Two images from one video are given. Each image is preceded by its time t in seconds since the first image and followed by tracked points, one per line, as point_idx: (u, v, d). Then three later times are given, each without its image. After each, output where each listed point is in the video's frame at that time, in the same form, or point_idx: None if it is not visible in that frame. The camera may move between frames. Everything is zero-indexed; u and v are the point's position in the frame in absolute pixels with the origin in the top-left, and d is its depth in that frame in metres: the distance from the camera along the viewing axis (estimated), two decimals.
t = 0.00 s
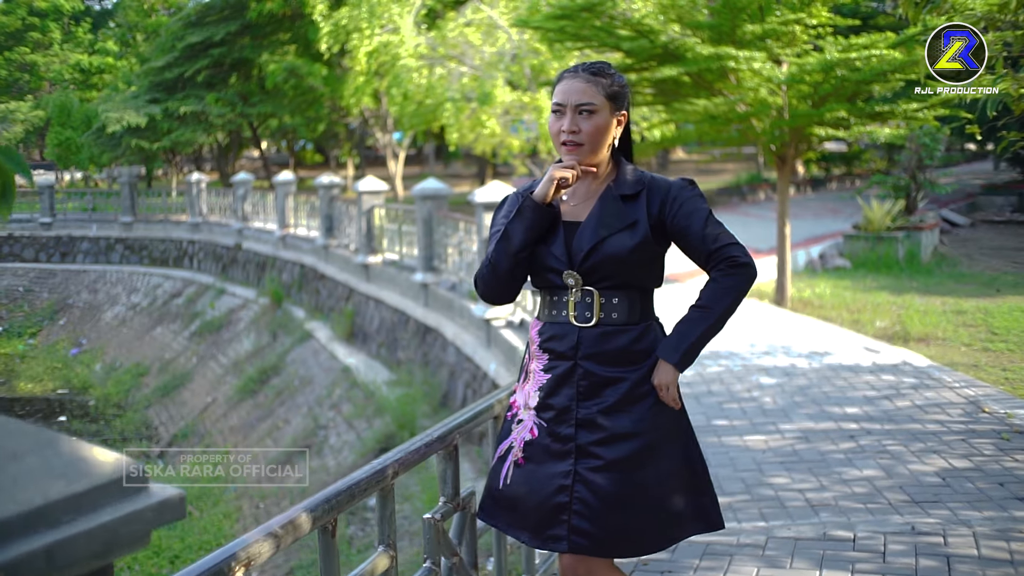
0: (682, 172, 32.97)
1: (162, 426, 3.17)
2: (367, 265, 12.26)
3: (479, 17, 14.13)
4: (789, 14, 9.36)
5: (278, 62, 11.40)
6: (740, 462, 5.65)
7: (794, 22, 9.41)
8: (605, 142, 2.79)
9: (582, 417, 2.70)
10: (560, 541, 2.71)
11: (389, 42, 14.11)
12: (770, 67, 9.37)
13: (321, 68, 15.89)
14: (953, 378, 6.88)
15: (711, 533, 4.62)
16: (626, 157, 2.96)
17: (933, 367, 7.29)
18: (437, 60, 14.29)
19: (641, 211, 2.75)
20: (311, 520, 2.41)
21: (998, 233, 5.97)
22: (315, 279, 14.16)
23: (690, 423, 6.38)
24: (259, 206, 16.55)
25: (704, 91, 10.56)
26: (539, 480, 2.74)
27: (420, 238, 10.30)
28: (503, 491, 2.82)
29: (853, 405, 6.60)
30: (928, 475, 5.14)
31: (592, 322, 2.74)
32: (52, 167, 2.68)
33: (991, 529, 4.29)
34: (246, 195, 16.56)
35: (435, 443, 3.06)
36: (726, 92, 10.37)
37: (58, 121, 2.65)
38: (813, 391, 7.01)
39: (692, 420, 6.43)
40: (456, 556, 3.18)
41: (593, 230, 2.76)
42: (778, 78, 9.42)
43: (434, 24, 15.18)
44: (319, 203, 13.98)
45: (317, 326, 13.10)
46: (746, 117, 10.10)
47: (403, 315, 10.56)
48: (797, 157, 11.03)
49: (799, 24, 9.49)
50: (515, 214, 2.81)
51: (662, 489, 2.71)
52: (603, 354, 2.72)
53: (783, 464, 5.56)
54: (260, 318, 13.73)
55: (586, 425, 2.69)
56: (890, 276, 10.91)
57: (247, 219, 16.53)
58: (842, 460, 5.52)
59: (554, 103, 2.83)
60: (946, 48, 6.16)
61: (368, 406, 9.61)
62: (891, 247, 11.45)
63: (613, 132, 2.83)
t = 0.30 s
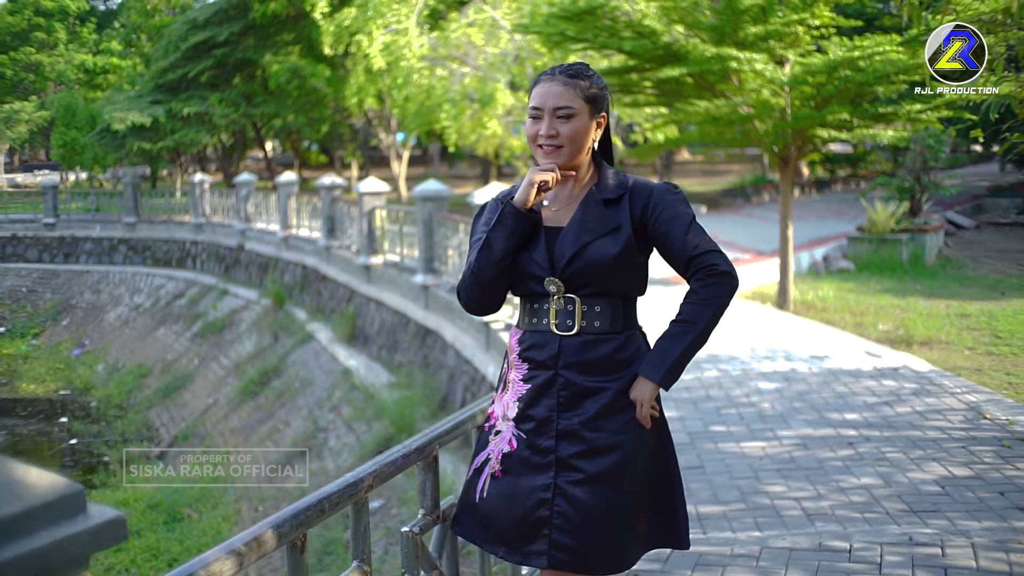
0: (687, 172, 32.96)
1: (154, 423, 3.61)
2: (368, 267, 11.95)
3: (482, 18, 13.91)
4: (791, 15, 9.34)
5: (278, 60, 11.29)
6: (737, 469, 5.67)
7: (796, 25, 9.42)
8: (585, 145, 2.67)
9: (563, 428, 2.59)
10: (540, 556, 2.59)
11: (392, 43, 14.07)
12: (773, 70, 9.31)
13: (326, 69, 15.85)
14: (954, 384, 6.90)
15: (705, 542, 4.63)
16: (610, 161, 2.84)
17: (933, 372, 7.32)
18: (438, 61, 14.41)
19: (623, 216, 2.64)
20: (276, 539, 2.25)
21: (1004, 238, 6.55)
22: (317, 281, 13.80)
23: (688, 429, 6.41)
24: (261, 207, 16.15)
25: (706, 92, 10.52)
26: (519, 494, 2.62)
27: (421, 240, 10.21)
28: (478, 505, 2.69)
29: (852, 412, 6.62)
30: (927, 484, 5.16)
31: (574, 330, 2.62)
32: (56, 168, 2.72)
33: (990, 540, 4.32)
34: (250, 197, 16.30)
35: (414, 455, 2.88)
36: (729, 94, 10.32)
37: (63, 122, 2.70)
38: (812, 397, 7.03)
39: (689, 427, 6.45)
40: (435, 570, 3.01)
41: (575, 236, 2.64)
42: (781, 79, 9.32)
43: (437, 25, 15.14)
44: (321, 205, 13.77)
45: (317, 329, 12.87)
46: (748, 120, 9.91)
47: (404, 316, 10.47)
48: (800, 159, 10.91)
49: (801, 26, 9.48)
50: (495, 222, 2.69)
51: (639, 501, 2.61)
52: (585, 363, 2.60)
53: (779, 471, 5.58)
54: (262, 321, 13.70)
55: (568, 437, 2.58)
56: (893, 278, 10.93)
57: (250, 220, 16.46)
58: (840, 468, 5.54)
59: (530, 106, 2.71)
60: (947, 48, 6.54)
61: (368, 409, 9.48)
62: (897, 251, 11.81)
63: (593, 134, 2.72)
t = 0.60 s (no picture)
0: (698, 169, 32.76)
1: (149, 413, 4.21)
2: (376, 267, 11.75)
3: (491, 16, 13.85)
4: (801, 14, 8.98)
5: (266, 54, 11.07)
6: (741, 474, 5.67)
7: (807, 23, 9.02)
8: (574, 150, 2.60)
9: (556, 437, 2.49)
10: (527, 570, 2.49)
11: (402, 41, 14.03)
12: (784, 67, 8.91)
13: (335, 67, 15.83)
14: (964, 388, 6.90)
15: (706, 549, 4.62)
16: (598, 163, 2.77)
17: (942, 375, 7.32)
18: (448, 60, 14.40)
19: (612, 216, 2.56)
20: (253, 552, 2.23)
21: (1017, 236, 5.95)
22: (326, 280, 13.44)
23: (693, 433, 6.42)
24: (271, 205, 16.04)
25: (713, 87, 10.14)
26: (510, 504, 2.52)
27: (427, 240, 10.04)
28: (466, 518, 2.59)
29: (860, 415, 6.62)
30: (935, 491, 5.16)
31: (567, 336, 2.54)
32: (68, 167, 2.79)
33: (998, 549, 4.31)
34: (260, 195, 16.28)
35: (399, 463, 2.89)
36: (738, 92, 9.96)
37: (76, 120, 2.79)
38: (819, 399, 7.03)
39: (695, 430, 6.45)
40: None
41: (565, 240, 2.56)
42: (792, 78, 8.93)
43: (446, 24, 15.11)
44: (328, 202, 13.57)
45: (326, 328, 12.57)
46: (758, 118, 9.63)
47: (412, 316, 10.27)
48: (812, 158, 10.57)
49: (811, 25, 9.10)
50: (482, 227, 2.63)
51: (635, 513, 2.51)
52: (579, 371, 2.51)
53: (784, 476, 5.58)
54: (271, 319, 13.61)
55: (560, 447, 2.49)
56: (905, 278, 10.87)
57: (259, 219, 16.39)
58: (846, 473, 5.54)
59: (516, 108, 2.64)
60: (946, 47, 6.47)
61: (374, 409, 9.44)
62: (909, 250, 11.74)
63: (581, 137, 2.65)
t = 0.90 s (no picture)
0: (716, 168, 32.47)
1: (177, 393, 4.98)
2: (391, 267, 11.49)
3: (506, 15, 13.74)
4: (819, 11, 8.66)
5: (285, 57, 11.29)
6: (754, 481, 5.64)
7: (824, 21, 8.77)
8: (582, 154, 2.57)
9: (572, 450, 2.46)
10: None
11: (418, 41, 13.99)
12: (801, 65, 8.81)
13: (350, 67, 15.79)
14: (983, 393, 6.84)
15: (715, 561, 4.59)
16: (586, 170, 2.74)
17: (959, 380, 7.27)
18: (464, 58, 14.44)
19: (614, 218, 2.53)
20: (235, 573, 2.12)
21: None
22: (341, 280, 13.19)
23: (706, 438, 6.41)
24: (287, 204, 15.93)
25: (732, 85, 9.95)
26: (527, 523, 2.49)
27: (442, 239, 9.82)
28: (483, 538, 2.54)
29: (876, 420, 6.60)
30: (951, 500, 5.14)
31: (577, 344, 2.49)
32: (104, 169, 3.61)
33: (1015, 562, 4.28)
34: (276, 194, 16.21)
35: (395, 477, 2.80)
36: (755, 91, 9.72)
37: (92, 119, 3.41)
38: (834, 404, 7.01)
39: (708, 435, 6.45)
40: None
41: (569, 244, 2.51)
42: (808, 76, 8.82)
43: (462, 23, 15.07)
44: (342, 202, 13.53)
45: (342, 328, 12.43)
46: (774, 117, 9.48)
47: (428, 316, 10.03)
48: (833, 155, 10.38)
49: (830, 21, 8.79)
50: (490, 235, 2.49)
51: (654, 519, 2.48)
52: (591, 380, 2.47)
53: (798, 485, 5.55)
54: (285, 320, 13.56)
55: (576, 459, 2.45)
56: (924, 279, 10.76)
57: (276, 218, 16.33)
58: (861, 481, 5.52)
59: (521, 107, 2.56)
60: (945, 48, 5.77)
61: (388, 409, 9.38)
62: (927, 251, 10.40)
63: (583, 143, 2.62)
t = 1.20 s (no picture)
0: (739, 167, 32.30)
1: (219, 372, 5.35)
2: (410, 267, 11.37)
3: (527, 14, 13.89)
4: (843, 9, 8.40)
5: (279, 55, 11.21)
6: (772, 490, 5.60)
7: (847, 19, 8.53)
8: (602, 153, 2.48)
9: (608, 460, 2.32)
10: None
11: (438, 40, 13.98)
12: (823, 64, 8.61)
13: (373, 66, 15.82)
14: (1008, 400, 6.78)
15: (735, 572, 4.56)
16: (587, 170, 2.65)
17: (983, 385, 7.21)
18: (485, 57, 14.52)
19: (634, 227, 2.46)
20: None
21: None
22: (360, 279, 13.07)
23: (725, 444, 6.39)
24: (308, 204, 15.90)
25: (753, 87, 9.78)
26: (571, 543, 2.32)
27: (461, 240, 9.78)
28: (514, 568, 2.34)
29: (898, 426, 6.55)
30: (975, 510, 5.10)
31: (600, 351, 2.35)
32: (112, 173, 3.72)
33: None
34: (296, 194, 16.19)
35: (394, 489, 2.66)
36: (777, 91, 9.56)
37: (115, 119, 3.67)
38: (856, 409, 6.97)
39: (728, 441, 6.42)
40: None
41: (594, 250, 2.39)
42: (831, 75, 8.59)
43: (483, 22, 15.08)
44: (361, 201, 13.54)
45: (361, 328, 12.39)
46: (796, 117, 9.28)
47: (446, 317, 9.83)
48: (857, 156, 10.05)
49: (853, 20, 8.55)
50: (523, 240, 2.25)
51: (696, 521, 2.40)
52: (620, 387, 2.35)
53: (818, 493, 5.52)
54: (306, 319, 13.55)
55: (613, 468, 2.32)
56: (947, 280, 10.65)
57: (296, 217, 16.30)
58: (883, 490, 5.48)
59: (542, 103, 2.44)
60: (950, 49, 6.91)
61: (407, 411, 9.34)
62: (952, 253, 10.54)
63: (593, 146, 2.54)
